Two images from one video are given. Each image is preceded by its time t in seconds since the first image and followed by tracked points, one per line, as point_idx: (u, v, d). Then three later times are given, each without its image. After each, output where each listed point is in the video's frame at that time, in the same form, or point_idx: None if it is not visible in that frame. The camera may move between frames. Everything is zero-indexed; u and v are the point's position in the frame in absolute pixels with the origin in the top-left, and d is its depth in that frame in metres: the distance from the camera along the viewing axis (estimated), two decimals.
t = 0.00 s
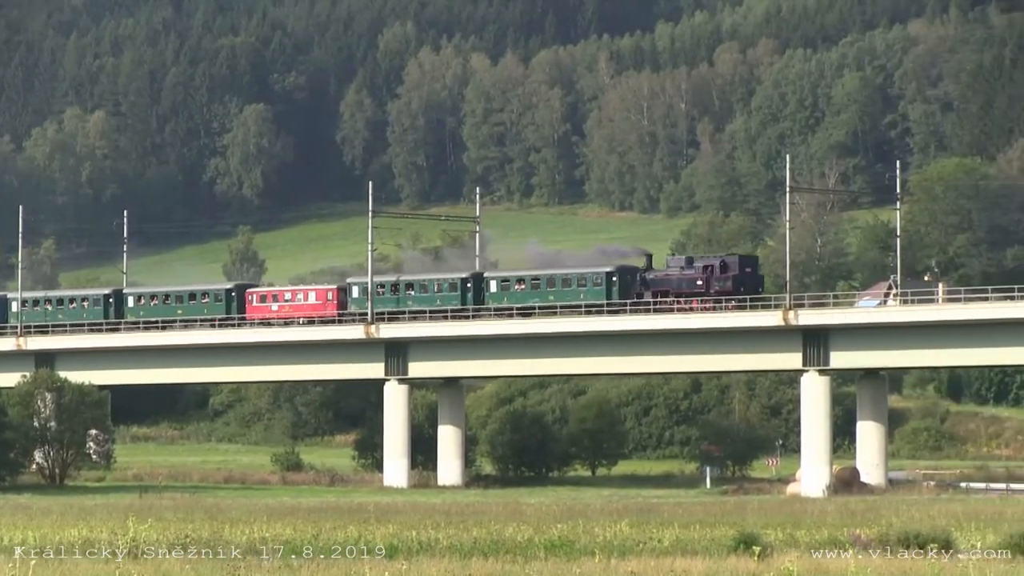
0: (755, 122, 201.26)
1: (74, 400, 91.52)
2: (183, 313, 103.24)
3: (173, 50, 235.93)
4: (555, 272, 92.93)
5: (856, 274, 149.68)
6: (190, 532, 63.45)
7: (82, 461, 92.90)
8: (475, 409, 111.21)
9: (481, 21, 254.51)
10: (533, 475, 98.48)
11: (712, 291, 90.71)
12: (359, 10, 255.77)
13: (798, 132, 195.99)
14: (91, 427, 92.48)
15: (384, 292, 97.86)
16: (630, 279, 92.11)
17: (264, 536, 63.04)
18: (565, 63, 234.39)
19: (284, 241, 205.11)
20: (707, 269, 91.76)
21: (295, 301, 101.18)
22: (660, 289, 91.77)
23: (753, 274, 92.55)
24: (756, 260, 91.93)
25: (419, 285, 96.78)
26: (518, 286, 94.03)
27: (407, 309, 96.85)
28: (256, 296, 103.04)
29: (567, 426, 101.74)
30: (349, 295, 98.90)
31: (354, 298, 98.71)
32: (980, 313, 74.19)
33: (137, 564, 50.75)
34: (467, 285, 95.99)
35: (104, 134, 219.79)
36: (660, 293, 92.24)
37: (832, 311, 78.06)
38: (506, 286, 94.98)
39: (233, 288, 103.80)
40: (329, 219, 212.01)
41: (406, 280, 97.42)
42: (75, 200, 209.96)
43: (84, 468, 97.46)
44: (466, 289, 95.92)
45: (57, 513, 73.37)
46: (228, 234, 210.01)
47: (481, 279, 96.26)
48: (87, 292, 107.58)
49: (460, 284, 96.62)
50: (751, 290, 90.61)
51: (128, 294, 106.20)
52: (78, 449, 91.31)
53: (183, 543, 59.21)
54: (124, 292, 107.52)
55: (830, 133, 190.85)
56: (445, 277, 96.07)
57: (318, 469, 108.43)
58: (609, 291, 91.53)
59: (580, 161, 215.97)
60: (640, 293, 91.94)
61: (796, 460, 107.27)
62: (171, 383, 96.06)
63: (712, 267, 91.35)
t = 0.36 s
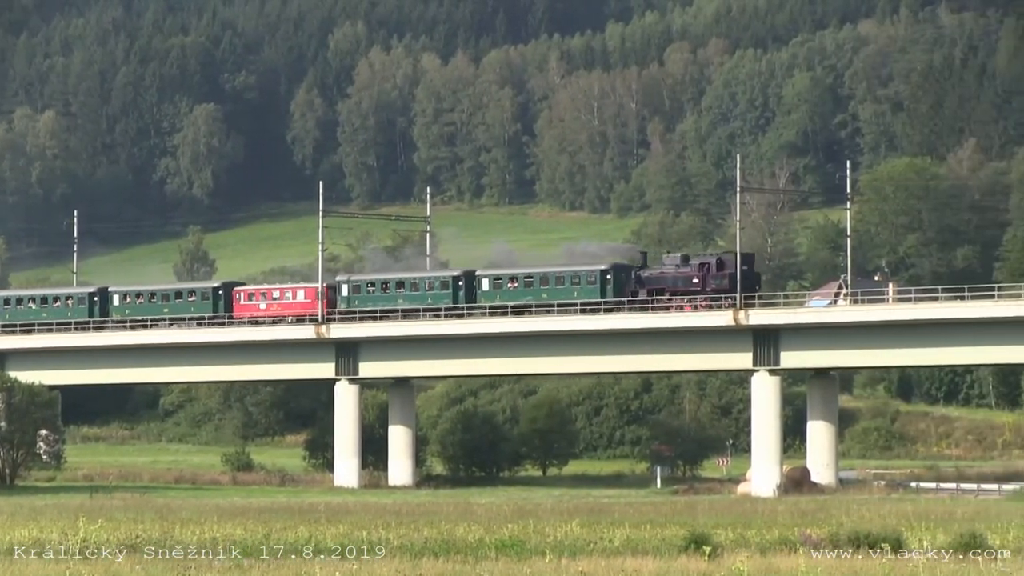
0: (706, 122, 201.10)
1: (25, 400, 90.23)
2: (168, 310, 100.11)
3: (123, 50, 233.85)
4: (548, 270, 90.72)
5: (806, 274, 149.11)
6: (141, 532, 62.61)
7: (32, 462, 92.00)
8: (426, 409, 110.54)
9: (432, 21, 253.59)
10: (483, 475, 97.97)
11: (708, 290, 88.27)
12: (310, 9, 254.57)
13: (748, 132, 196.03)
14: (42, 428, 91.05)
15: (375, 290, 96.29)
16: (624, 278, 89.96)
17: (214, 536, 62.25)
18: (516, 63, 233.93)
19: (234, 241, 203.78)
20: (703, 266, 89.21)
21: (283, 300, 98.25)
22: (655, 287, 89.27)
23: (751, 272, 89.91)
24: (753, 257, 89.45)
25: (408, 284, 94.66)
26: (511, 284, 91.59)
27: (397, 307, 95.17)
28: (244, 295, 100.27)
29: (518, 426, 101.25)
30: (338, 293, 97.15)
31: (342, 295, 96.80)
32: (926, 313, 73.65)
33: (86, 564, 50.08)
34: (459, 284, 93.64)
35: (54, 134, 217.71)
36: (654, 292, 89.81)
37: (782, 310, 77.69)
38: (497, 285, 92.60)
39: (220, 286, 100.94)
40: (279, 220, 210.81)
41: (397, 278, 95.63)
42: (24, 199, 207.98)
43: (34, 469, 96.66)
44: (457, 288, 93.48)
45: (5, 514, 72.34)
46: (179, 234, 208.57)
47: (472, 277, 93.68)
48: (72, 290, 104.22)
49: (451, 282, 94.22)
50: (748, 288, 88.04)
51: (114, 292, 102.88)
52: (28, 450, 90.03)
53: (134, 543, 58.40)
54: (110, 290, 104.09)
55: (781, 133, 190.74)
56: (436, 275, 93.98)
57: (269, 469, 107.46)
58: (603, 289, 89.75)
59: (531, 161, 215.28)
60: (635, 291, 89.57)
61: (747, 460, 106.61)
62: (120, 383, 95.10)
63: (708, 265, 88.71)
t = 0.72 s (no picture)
0: (657, 122, 201.05)
1: None
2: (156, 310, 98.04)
3: (75, 50, 231.35)
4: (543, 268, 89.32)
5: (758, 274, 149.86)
6: (91, 532, 62.08)
7: None
8: (378, 410, 109.96)
9: (384, 21, 252.79)
10: (435, 475, 97.52)
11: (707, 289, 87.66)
12: (261, 9, 253.44)
13: (700, 132, 196.10)
14: None
15: (367, 289, 94.79)
16: (621, 277, 88.52)
17: (167, 536, 61.75)
18: (467, 63, 233.44)
19: (186, 241, 202.66)
20: (701, 264, 88.64)
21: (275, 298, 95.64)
22: (653, 287, 88.77)
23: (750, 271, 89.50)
24: (752, 255, 88.67)
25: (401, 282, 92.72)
26: (506, 282, 89.75)
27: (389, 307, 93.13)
28: (233, 294, 97.67)
29: (470, 426, 100.88)
30: (330, 292, 96.49)
31: (335, 294, 96.22)
32: (877, 313, 73.31)
33: (38, 566, 49.68)
34: (453, 282, 91.50)
35: (5, 134, 215.80)
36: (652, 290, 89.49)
37: (735, 311, 77.45)
38: (492, 283, 90.57)
39: (209, 285, 98.69)
40: (230, 220, 209.84)
41: (390, 277, 93.70)
42: None
43: None
44: (451, 287, 91.37)
45: None
46: (131, 234, 207.33)
47: (466, 275, 91.41)
48: (59, 289, 102.47)
49: (444, 281, 92.04)
50: (747, 287, 87.60)
51: (101, 291, 100.86)
52: None
53: (87, 543, 57.93)
54: (97, 288, 102.29)
55: (733, 134, 190.39)
56: (430, 272, 91.73)
57: (221, 469, 106.71)
58: (600, 289, 88.14)
59: (483, 162, 214.75)
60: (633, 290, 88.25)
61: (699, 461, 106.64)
62: (73, 385, 93.74)
63: (706, 264, 88.11)
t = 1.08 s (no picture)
0: (612, 123, 200.95)
1: None
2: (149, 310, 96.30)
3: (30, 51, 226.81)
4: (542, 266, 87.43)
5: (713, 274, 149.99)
6: (44, 533, 61.32)
7: None
8: (333, 410, 109.39)
9: (339, 21, 251.91)
10: (390, 475, 96.83)
11: (710, 287, 85.16)
12: (216, 8, 252.13)
13: (656, 132, 196.22)
14: None
15: (364, 288, 92.78)
16: (623, 274, 86.43)
17: (120, 536, 61.09)
18: (422, 63, 232.95)
19: (140, 240, 201.34)
20: (704, 262, 86.00)
21: (268, 298, 94.79)
22: (654, 285, 86.42)
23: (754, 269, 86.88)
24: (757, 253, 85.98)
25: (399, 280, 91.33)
26: (505, 280, 88.29)
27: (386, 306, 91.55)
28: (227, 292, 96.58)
29: (424, 426, 100.54)
30: (325, 290, 94.42)
31: (331, 292, 94.06)
32: (830, 313, 73.28)
33: None
34: (450, 280, 90.14)
35: None
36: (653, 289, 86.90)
37: (689, 311, 77.30)
38: (490, 281, 89.46)
39: (201, 283, 96.68)
40: (185, 219, 208.62)
41: (386, 275, 92.18)
42: None
43: None
44: (448, 284, 89.89)
45: None
46: (85, 233, 205.85)
47: (463, 273, 90.30)
48: (47, 286, 101.15)
49: (443, 279, 90.93)
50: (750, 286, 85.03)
51: (91, 290, 99.03)
52: None
53: (40, 544, 57.25)
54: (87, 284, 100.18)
55: (688, 134, 190.34)
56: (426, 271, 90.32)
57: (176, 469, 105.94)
58: (600, 286, 86.21)
59: (438, 161, 214.22)
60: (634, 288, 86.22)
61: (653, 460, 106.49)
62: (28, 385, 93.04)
63: (709, 261, 85.56)
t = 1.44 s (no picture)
0: (573, 123, 200.70)
1: None
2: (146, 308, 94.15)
3: None
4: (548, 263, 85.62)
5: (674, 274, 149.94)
6: (4, 535, 60.76)
7: None
8: (293, 410, 108.82)
9: (299, 21, 250.96)
10: (350, 475, 96.40)
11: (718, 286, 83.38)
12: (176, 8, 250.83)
13: (616, 132, 196.18)
14: None
15: (365, 286, 90.60)
16: (630, 272, 84.32)
17: (82, 536, 60.58)
18: (382, 63, 232.25)
19: (100, 240, 200.07)
20: (713, 260, 84.15)
21: (269, 295, 92.85)
22: (661, 284, 84.73)
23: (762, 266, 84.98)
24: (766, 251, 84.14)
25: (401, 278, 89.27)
26: (510, 279, 86.41)
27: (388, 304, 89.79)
28: (226, 290, 94.73)
29: (385, 427, 100.11)
30: (327, 288, 92.03)
31: (332, 290, 91.81)
32: (791, 313, 73.17)
33: None
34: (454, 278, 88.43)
35: None
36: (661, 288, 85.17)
37: (650, 311, 77.11)
38: (495, 279, 87.53)
39: (200, 280, 94.64)
40: (145, 220, 207.48)
41: (388, 273, 90.08)
42: None
43: None
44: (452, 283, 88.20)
45: None
46: (44, 234, 204.54)
47: (467, 271, 88.53)
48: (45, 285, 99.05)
49: (446, 276, 89.01)
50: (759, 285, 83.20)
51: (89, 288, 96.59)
52: None
53: None
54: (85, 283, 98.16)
55: (648, 134, 190.15)
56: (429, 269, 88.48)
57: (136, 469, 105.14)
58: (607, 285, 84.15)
59: (398, 162, 213.63)
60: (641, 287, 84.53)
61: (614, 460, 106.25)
62: None
63: (718, 259, 83.70)
